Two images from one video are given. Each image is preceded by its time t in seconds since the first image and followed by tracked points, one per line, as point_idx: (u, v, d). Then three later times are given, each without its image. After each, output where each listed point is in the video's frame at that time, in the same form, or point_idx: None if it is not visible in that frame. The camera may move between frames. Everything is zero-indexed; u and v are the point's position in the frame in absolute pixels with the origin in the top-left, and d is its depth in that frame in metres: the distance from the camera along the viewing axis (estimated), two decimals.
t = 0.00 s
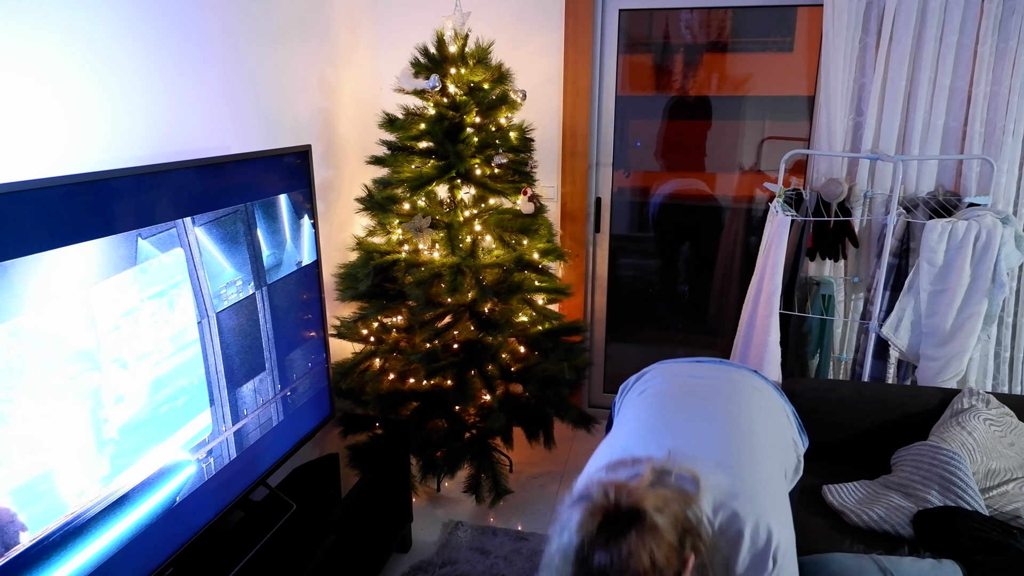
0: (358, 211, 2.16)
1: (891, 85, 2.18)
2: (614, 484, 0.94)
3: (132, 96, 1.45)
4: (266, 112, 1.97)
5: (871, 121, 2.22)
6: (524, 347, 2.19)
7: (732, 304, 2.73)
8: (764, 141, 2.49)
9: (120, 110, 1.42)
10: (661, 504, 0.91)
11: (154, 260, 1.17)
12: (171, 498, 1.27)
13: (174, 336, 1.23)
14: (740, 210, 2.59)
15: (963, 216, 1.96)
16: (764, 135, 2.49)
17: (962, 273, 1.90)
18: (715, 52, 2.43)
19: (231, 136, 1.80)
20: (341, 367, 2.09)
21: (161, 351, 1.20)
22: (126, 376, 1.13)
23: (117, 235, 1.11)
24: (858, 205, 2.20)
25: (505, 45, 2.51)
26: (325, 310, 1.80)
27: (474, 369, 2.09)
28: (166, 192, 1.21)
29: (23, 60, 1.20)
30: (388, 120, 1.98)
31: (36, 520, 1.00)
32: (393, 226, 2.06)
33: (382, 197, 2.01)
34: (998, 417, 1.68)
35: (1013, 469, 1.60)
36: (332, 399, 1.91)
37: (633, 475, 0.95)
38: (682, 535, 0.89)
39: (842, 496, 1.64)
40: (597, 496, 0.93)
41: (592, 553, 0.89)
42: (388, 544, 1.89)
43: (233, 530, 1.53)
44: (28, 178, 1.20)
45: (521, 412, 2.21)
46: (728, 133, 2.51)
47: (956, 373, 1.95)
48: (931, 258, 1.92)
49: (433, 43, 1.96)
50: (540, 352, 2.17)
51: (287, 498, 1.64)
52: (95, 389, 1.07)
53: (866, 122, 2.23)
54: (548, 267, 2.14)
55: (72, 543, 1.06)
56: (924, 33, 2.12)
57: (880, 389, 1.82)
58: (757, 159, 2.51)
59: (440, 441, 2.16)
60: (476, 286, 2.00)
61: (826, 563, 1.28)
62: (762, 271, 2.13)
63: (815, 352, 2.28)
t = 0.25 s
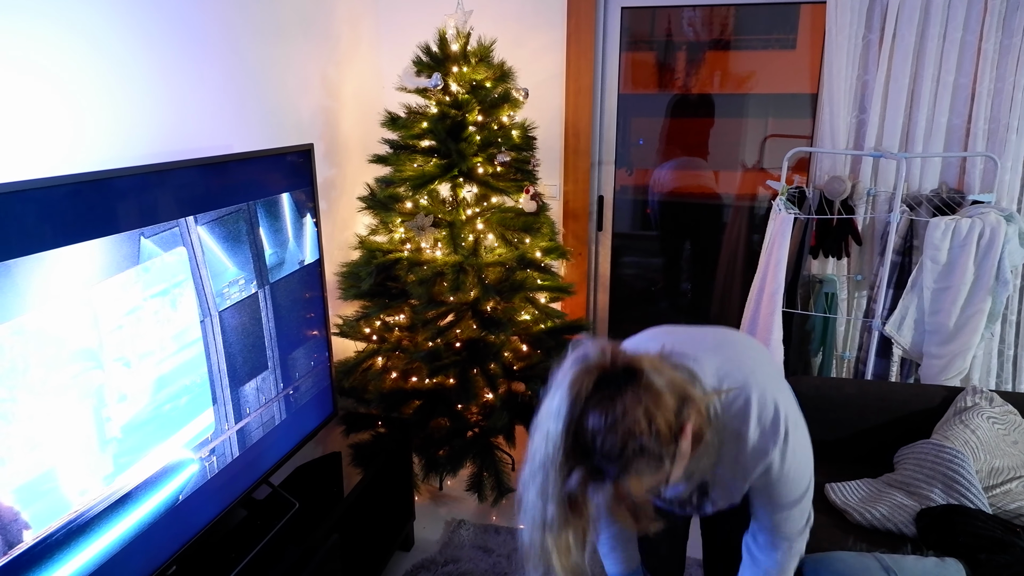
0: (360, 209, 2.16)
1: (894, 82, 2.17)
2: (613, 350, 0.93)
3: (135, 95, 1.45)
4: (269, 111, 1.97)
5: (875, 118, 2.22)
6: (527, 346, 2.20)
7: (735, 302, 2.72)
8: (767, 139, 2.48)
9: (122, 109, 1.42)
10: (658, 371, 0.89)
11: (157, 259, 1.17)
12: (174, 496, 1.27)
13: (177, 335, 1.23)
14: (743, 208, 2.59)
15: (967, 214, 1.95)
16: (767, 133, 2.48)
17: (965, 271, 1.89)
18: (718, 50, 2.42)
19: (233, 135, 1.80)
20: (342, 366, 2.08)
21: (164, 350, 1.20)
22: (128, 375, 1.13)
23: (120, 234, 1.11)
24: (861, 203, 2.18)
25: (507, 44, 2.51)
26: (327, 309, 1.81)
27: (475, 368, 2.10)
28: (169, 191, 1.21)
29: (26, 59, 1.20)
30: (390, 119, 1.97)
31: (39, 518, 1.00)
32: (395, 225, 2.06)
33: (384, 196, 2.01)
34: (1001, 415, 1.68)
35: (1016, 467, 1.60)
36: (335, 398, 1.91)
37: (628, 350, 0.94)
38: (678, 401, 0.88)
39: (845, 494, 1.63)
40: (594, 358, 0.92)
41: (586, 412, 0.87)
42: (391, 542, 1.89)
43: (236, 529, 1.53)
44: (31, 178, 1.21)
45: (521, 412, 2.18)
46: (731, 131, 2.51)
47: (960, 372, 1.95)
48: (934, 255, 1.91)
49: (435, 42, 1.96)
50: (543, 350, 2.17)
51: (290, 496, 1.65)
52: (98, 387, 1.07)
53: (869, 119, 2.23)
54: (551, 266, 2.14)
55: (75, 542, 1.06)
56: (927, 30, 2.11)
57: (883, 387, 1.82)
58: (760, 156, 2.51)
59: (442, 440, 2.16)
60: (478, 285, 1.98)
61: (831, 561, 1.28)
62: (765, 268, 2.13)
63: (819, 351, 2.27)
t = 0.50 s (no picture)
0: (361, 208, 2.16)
1: (895, 81, 2.17)
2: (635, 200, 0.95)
3: (136, 94, 1.45)
4: (269, 110, 1.97)
5: (876, 117, 2.21)
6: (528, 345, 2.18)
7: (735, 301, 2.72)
8: (768, 138, 2.48)
9: (123, 108, 1.42)
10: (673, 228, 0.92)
11: (157, 258, 1.18)
12: (175, 494, 1.27)
13: (177, 334, 1.23)
14: (744, 207, 2.59)
15: (968, 213, 1.95)
16: (768, 131, 2.48)
17: (966, 270, 1.89)
18: (719, 49, 2.42)
19: (234, 133, 1.80)
20: (343, 365, 2.07)
21: (165, 348, 1.20)
22: (129, 373, 1.13)
23: (120, 233, 1.11)
24: (861, 203, 2.18)
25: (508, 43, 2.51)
26: (328, 308, 1.81)
27: (476, 367, 2.11)
28: (169, 190, 1.21)
29: (27, 59, 1.20)
30: (391, 117, 1.97)
31: (40, 516, 1.00)
32: (396, 224, 2.06)
33: (385, 194, 2.02)
34: (1002, 415, 1.68)
35: (1017, 467, 1.60)
36: (336, 396, 1.91)
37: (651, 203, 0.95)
38: (686, 263, 0.91)
39: (845, 493, 1.63)
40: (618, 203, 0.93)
41: (603, 256, 0.89)
42: (392, 541, 1.89)
43: (237, 527, 1.53)
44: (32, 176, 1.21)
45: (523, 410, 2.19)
46: (732, 130, 2.51)
47: (961, 371, 1.95)
48: (935, 254, 1.91)
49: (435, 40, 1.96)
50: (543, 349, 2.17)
51: (291, 495, 1.65)
52: (99, 386, 1.07)
53: (870, 118, 2.22)
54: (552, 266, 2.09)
55: (75, 540, 1.07)
56: (928, 29, 2.11)
57: (884, 386, 1.82)
58: (761, 156, 2.51)
59: (444, 439, 2.16)
60: (480, 283, 1.99)
61: (832, 560, 1.28)
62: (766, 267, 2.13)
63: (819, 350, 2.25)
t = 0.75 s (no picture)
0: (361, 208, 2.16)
1: (895, 79, 2.17)
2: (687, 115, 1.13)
3: (136, 95, 1.45)
4: (270, 110, 1.97)
5: (875, 116, 2.21)
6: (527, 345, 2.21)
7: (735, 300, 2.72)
8: (768, 137, 2.48)
9: (124, 109, 1.42)
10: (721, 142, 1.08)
11: (157, 259, 1.18)
12: (176, 495, 1.28)
13: (178, 334, 1.24)
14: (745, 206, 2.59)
15: (968, 211, 1.95)
16: (769, 130, 2.48)
17: (966, 269, 1.89)
18: (719, 47, 2.42)
19: (234, 134, 1.81)
20: (343, 366, 2.07)
21: (165, 349, 1.21)
22: (130, 373, 1.13)
23: (121, 234, 1.11)
24: (861, 201, 2.19)
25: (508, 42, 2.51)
26: (329, 308, 1.81)
27: (476, 367, 2.11)
28: (170, 191, 1.22)
29: (27, 60, 1.20)
30: (390, 118, 1.97)
31: (42, 517, 1.01)
32: (396, 225, 2.06)
33: (385, 195, 2.02)
34: (1002, 412, 1.68)
35: (1017, 464, 1.60)
36: (337, 396, 1.91)
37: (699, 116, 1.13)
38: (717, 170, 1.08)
39: (846, 491, 1.64)
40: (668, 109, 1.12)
41: (646, 135, 1.08)
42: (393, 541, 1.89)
43: (238, 527, 1.54)
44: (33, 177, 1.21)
45: (524, 409, 2.20)
46: (732, 129, 2.51)
47: (961, 369, 1.95)
48: (935, 253, 1.91)
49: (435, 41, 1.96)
50: (544, 349, 2.17)
51: (292, 495, 1.65)
52: (100, 386, 1.08)
53: (869, 117, 2.22)
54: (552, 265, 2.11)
55: (77, 540, 1.07)
56: (927, 27, 2.11)
57: (884, 384, 1.82)
58: (761, 155, 2.51)
59: (444, 438, 2.16)
60: (480, 283, 1.98)
61: (833, 558, 1.28)
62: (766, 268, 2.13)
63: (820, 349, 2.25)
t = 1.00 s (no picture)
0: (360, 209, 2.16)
1: (892, 79, 2.17)
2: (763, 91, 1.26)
3: (138, 97, 1.46)
4: (269, 111, 1.98)
5: (873, 116, 2.22)
6: (526, 345, 2.20)
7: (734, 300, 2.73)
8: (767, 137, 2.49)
9: (125, 110, 1.43)
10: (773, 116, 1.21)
11: (156, 260, 1.18)
12: (175, 495, 1.28)
13: (177, 335, 1.24)
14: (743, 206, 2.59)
15: (965, 210, 1.95)
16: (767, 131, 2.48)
17: (963, 269, 1.90)
18: (717, 48, 2.43)
19: (233, 135, 1.81)
20: (343, 366, 2.08)
21: (164, 349, 1.21)
22: (129, 374, 1.14)
23: (120, 235, 1.11)
24: (859, 201, 2.19)
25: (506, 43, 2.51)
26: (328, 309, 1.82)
27: (475, 367, 2.12)
28: (169, 192, 1.22)
29: (28, 60, 1.21)
30: (388, 118, 1.97)
31: (41, 517, 1.01)
32: (395, 225, 2.07)
33: (383, 195, 2.01)
34: (999, 412, 1.69)
35: (1014, 463, 1.60)
36: (336, 396, 1.92)
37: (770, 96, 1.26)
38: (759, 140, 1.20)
39: (843, 491, 1.64)
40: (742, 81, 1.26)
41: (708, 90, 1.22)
42: (391, 541, 1.89)
43: (237, 528, 1.54)
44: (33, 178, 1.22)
45: (523, 409, 2.20)
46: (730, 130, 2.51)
47: (958, 369, 1.95)
48: (932, 252, 1.92)
49: (434, 41, 1.96)
50: (542, 349, 2.18)
51: (291, 495, 1.66)
52: (99, 387, 1.08)
53: (867, 117, 2.23)
54: (549, 265, 2.13)
55: (77, 540, 1.07)
56: (925, 28, 2.12)
57: (881, 384, 1.83)
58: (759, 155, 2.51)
59: (443, 438, 2.16)
60: (478, 283, 2.01)
61: (830, 558, 1.28)
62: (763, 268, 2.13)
63: (818, 349, 2.26)
